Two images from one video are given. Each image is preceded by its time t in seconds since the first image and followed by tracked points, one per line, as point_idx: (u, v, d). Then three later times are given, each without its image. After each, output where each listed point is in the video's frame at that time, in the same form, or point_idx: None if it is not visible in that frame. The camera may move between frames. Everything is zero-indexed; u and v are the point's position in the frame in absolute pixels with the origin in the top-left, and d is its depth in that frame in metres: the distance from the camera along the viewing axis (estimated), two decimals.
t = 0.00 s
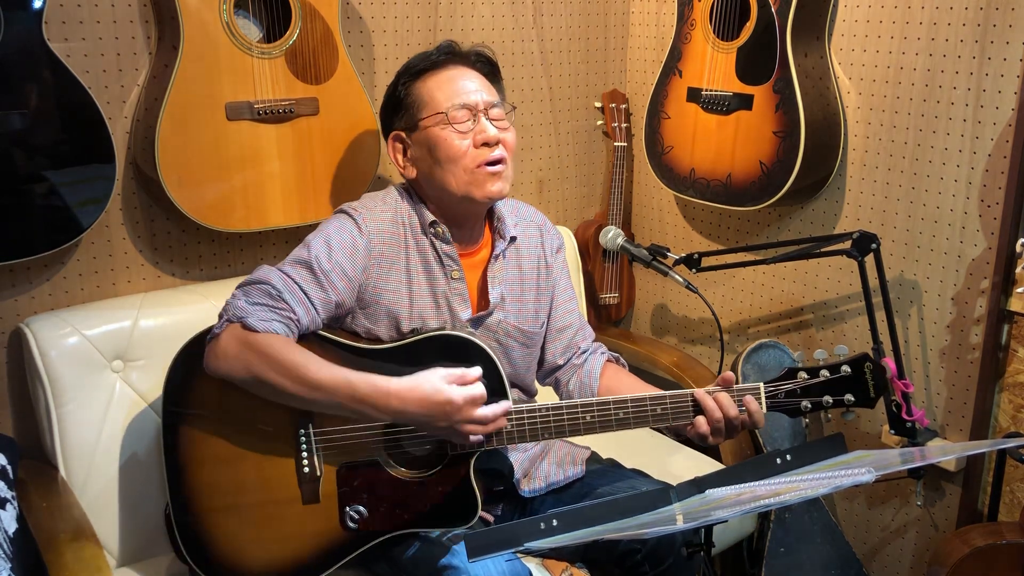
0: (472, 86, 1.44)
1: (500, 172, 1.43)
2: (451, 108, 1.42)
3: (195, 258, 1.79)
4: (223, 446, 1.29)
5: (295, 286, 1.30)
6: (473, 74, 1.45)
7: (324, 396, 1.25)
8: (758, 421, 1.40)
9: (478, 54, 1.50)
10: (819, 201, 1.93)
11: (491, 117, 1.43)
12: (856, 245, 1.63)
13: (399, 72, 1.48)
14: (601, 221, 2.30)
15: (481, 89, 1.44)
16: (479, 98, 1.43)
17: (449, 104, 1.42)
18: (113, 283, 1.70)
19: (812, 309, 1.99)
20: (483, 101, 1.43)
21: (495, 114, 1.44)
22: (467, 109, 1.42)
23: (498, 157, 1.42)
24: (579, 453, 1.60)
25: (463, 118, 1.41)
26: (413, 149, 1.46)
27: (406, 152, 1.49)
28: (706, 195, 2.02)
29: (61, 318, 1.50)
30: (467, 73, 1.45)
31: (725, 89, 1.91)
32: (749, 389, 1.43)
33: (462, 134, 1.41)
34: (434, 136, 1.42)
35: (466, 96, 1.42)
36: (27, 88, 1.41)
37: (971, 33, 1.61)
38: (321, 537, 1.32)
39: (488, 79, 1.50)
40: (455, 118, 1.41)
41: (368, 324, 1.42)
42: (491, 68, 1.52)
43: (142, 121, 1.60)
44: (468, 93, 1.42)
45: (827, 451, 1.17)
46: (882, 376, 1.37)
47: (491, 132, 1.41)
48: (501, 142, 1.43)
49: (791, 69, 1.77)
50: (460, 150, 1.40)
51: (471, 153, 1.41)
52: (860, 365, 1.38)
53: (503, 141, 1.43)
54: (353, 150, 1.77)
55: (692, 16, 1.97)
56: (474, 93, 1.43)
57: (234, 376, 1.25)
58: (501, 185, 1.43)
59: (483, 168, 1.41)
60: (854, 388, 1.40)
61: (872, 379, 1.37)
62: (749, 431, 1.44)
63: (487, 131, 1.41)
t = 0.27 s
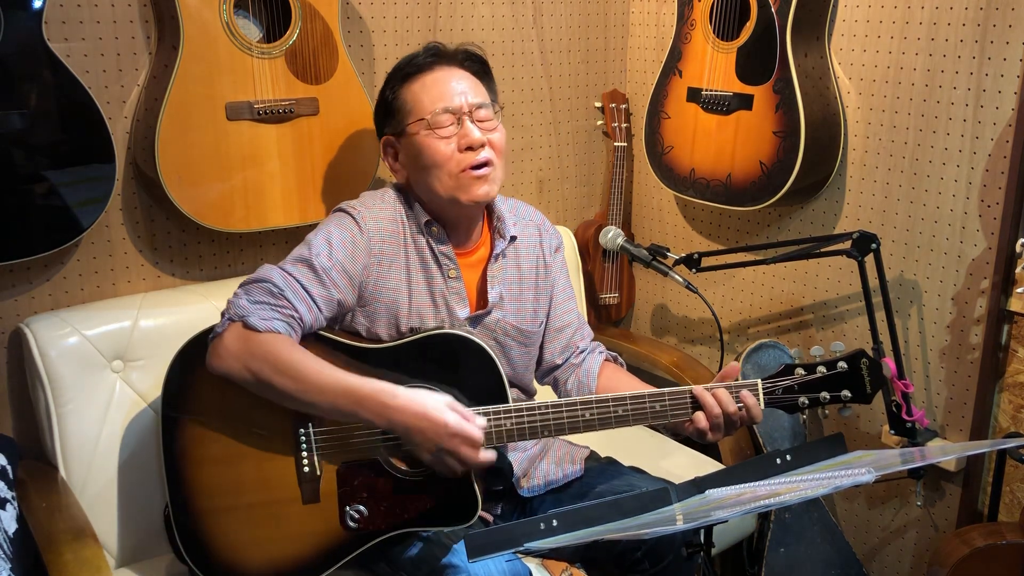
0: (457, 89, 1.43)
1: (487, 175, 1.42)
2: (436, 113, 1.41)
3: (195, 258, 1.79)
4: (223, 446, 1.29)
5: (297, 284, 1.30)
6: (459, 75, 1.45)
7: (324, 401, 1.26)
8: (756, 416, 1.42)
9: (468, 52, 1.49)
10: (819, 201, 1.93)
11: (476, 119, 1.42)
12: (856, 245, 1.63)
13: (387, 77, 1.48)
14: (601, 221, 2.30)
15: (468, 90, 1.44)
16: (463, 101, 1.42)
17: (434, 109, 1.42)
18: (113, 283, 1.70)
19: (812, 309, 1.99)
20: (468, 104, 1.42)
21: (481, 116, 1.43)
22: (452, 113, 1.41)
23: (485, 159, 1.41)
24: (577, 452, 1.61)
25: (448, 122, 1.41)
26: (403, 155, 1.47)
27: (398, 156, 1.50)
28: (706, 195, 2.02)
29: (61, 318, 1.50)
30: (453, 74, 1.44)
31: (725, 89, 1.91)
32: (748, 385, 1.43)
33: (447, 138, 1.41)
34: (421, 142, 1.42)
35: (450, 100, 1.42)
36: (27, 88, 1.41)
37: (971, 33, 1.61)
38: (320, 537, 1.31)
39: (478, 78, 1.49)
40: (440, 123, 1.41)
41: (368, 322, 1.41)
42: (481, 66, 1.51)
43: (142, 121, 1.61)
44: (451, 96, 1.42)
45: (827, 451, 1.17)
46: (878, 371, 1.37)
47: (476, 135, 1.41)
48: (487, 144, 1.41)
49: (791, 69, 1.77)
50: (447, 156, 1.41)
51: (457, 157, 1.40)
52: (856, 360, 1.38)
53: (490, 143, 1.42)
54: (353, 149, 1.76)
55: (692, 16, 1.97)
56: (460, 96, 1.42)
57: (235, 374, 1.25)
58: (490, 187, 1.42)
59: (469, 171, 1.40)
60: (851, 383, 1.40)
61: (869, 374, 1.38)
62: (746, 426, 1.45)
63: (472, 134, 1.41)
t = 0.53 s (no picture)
0: (468, 116, 1.37)
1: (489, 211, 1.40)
2: (443, 142, 1.36)
3: (195, 258, 1.79)
4: (223, 446, 1.30)
5: (281, 276, 1.31)
6: (471, 99, 1.38)
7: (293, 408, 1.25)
8: (755, 416, 1.42)
9: (484, 70, 1.41)
10: (819, 202, 1.93)
11: (484, 151, 1.37)
12: (856, 245, 1.63)
13: (393, 88, 1.41)
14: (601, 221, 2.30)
15: (478, 117, 1.37)
16: (472, 131, 1.36)
17: (442, 137, 1.36)
18: (113, 283, 1.70)
19: (812, 309, 1.99)
20: (478, 135, 1.37)
21: (490, 147, 1.38)
22: (460, 145, 1.36)
23: (489, 195, 1.39)
24: (574, 445, 1.60)
25: (454, 153, 1.36)
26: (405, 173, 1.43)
27: (399, 168, 1.45)
28: (706, 195, 2.02)
29: (61, 318, 1.50)
30: (464, 98, 1.37)
31: (725, 89, 1.91)
32: (745, 384, 1.43)
33: (452, 170, 1.37)
34: (424, 167, 1.38)
35: (460, 130, 1.36)
36: (27, 88, 1.41)
37: (971, 33, 1.61)
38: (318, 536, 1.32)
39: (491, 98, 1.42)
40: (447, 152, 1.36)
41: (366, 322, 1.42)
42: (497, 84, 1.44)
43: (142, 121, 1.61)
44: (461, 125, 1.36)
45: (828, 451, 1.17)
46: (875, 371, 1.39)
47: (481, 173, 1.37)
48: (490, 181, 1.38)
49: (791, 69, 1.77)
50: (449, 189, 1.37)
51: (460, 191, 1.37)
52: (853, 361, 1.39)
53: (494, 178, 1.39)
54: (353, 150, 1.76)
55: (692, 16, 1.97)
56: (469, 125, 1.36)
57: (211, 362, 1.26)
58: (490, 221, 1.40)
59: (471, 209, 1.38)
60: (847, 384, 1.40)
61: (865, 374, 1.39)
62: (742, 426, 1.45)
63: (478, 171, 1.37)
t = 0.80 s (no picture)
0: (452, 137, 1.33)
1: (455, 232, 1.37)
2: (421, 159, 1.34)
3: (195, 258, 1.79)
4: (222, 447, 1.30)
5: (279, 279, 1.31)
6: (461, 120, 1.34)
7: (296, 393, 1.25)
8: (751, 420, 1.42)
9: (484, 93, 1.36)
10: (819, 202, 1.93)
11: (462, 175, 1.34)
12: (856, 245, 1.63)
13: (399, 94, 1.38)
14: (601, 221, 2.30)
15: (462, 138, 1.34)
16: (451, 154, 1.33)
17: (423, 152, 1.34)
18: (113, 283, 1.70)
19: (812, 309, 1.99)
20: (456, 158, 1.33)
21: (469, 172, 1.34)
22: (438, 164, 1.33)
23: (459, 217, 1.36)
24: (573, 448, 1.61)
25: (431, 171, 1.34)
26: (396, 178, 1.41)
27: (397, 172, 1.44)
28: (706, 195, 2.02)
29: (61, 318, 1.50)
30: (458, 118, 1.34)
31: (725, 89, 1.91)
32: (744, 388, 1.43)
33: (425, 186, 1.35)
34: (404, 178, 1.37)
35: (439, 149, 1.33)
36: (27, 88, 1.41)
37: (971, 33, 1.61)
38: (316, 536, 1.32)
39: (490, 123, 1.37)
40: (425, 167, 1.34)
41: (363, 323, 1.43)
42: (500, 110, 1.39)
43: (143, 121, 1.61)
44: (441, 145, 1.32)
45: (828, 451, 1.17)
46: (875, 376, 1.38)
47: (451, 196, 1.34)
48: (461, 205, 1.35)
49: (791, 69, 1.77)
50: (419, 202, 1.36)
51: (428, 208, 1.36)
52: (853, 365, 1.39)
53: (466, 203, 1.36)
54: (353, 151, 1.77)
55: (692, 16, 1.97)
56: (450, 147, 1.33)
57: (211, 363, 1.26)
58: (455, 241, 1.38)
59: (437, 227, 1.37)
60: (847, 388, 1.40)
61: (866, 379, 1.38)
62: (741, 430, 1.45)
63: (447, 194, 1.34)
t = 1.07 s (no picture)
0: (476, 141, 1.32)
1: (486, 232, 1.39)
2: (449, 166, 1.33)
3: (195, 258, 1.79)
4: (222, 447, 1.29)
5: (291, 288, 1.30)
6: (482, 121, 1.33)
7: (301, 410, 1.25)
8: (756, 426, 1.41)
9: (500, 90, 1.35)
10: (819, 202, 1.93)
11: (489, 176, 1.35)
12: (856, 245, 1.63)
13: (406, 98, 1.35)
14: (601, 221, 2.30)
15: (486, 139, 1.33)
16: (478, 158, 1.32)
17: (449, 159, 1.33)
18: (113, 283, 1.70)
19: (812, 309, 1.99)
20: (484, 160, 1.33)
21: (496, 172, 1.35)
22: (465, 170, 1.33)
23: (490, 219, 1.38)
24: (576, 455, 1.61)
25: (459, 177, 1.33)
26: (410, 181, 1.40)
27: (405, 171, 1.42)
28: (706, 195, 2.02)
29: (61, 318, 1.50)
30: (474, 121, 1.32)
31: (725, 89, 1.91)
32: (749, 394, 1.42)
33: (454, 193, 1.35)
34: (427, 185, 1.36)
35: (466, 155, 1.32)
36: (27, 88, 1.41)
37: (971, 33, 1.61)
38: (318, 538, 1.32)
39: (507, 119, 1.37)
40: (453, 173, 1.33)
41: (368, 325, 1.42)
42: (514, 105, 1.38)
43: (142, 121, 1.61)
44: (467, 150, 1.32)
45: (828, 452, 1.17)
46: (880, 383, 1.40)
47: (483, 199, 1.35)
48: (491, 206, 1.36)
49: (791, 69, 1.77)
50: (449, 210, 1.36)
51: (460, 214, 1.36)
52: (858, 372, 1.40)
53: (496, 203, 1.37)
54: (353, 152, 1.77)
55: (692, 16, 1.97)
56: (476, 150, 1.32)
57: (220, 373, 1.26)
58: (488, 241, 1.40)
59: (468, 232, 1.37)
60: (852, 394, 1.41)
61: (870, 386, 1.40)
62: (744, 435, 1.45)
63: (479, 198, 1.35)
